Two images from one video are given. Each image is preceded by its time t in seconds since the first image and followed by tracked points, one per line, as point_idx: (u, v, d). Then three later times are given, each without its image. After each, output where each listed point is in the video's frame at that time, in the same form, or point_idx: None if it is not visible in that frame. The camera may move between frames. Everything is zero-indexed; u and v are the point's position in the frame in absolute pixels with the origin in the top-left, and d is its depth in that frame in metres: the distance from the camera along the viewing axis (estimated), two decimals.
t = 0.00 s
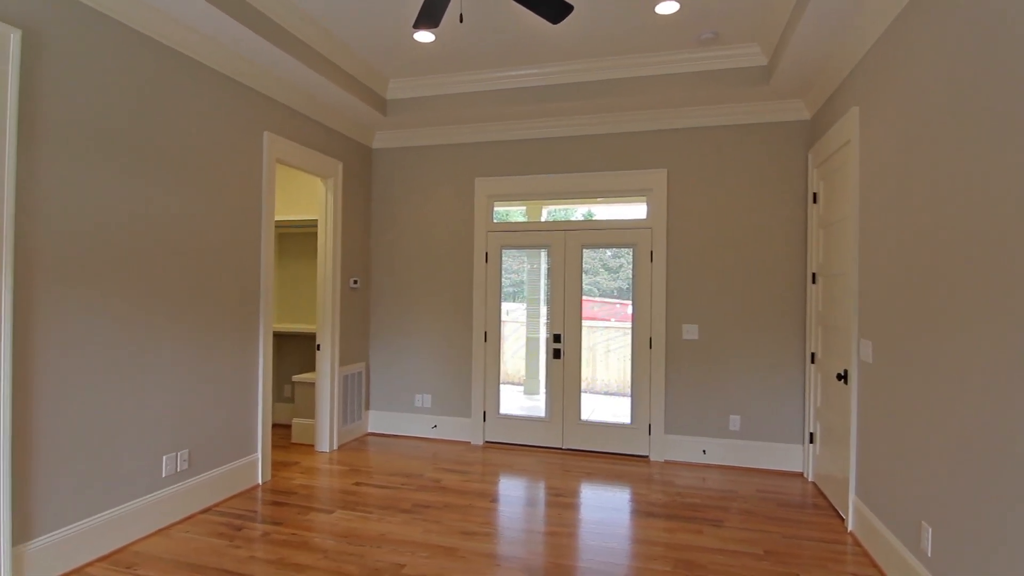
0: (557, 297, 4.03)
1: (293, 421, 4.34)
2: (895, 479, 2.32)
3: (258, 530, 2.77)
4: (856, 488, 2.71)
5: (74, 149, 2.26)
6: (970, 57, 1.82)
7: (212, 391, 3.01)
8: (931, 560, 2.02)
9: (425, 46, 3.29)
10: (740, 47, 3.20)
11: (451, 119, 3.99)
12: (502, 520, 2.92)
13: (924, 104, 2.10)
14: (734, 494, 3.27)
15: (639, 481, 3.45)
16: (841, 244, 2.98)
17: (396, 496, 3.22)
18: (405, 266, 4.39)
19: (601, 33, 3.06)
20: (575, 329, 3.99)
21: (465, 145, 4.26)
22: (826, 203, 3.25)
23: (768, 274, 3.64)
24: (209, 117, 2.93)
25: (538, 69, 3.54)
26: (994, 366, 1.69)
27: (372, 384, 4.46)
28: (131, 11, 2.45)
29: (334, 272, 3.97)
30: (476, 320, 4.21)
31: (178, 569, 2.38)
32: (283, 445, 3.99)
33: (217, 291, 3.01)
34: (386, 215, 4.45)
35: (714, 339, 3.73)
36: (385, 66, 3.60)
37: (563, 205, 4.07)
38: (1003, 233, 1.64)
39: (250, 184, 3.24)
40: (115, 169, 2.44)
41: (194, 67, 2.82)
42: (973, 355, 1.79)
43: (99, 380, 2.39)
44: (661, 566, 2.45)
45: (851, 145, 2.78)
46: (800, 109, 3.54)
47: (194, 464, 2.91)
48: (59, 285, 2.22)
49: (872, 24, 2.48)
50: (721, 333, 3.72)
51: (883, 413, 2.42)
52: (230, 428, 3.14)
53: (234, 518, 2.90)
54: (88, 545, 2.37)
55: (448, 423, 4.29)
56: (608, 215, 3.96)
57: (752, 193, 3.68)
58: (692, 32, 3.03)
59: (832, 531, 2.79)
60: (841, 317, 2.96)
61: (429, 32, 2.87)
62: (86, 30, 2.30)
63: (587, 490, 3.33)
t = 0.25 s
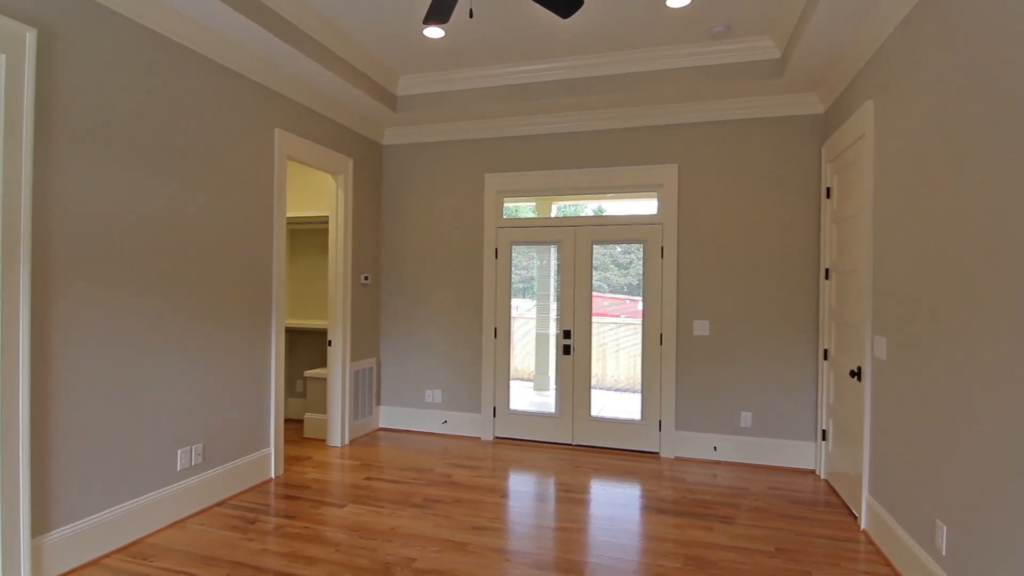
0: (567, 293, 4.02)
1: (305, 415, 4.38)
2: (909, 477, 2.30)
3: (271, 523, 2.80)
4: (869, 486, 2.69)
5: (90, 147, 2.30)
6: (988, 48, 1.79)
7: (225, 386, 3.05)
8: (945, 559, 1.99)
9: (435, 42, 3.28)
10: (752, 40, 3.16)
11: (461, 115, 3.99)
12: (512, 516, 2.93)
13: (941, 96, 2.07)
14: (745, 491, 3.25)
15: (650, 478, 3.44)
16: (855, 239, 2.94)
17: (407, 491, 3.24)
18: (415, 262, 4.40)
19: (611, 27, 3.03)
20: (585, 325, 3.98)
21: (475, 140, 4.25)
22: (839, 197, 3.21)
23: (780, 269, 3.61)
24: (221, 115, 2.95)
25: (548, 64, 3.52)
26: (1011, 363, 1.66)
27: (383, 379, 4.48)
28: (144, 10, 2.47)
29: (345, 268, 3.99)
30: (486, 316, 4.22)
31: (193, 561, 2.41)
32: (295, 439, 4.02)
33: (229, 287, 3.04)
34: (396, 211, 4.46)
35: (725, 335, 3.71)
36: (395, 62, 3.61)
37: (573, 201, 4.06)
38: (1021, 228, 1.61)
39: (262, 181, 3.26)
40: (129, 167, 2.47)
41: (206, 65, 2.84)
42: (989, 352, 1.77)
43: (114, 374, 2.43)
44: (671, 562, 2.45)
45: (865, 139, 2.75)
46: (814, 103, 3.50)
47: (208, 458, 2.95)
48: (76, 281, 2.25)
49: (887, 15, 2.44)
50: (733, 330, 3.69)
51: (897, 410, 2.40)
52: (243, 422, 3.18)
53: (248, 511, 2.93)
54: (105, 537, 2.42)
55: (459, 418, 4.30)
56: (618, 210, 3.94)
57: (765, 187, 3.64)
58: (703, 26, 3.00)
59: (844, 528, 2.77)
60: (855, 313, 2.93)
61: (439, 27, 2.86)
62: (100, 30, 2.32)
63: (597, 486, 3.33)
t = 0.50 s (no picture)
0: (579, 292, 4.01)
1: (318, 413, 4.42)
2: (927, 478, 2.26)
3: (286, 519, 2.83)
4: (887, 487, 2.65)
5: (109, 148, 2.33)
6: (1010, 41, 1.75)
7: (241, 384, 3.08)
8: (964, 561, 1.96)
9: (447, 41, 3.29)
10: (766, 36, 3.13)
11: (473, 114, 3.99)
12: (524, 514, 2.93)
13: (960, 91, 2.03)
14: (759, 491, 3.22)
15: (662, 477, 3.43)
16: (872, 237, 2.90)
17: (419, 489, 3.26)
18: (427, 261, 4.42)
19: (623, 25, 3.02)
20: (597, 324, 3.97)
21: (487, 139, 4.26)
22: (856, 195, 3.17)
23: (795, 268, 3.57)
24: (236, 115, 2.99)
25: (560, 62, 3.51)
26: None
27: (395, 377, 4.51)
28: (161, 13, 2.50)
29: (358, 267, 4.02)
30: (497, 315, 4.22)
31: (210, 556, 2.45)
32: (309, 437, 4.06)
33: (244, 286, 3.07)
34: (408, 210, 4.48)
35: (739, 334, 3.68)
36: (407, 61, 3.62)
37: (585, 200, 4.05)
38: None
39: (277, 181, 3.30)
40: (147, 167, 2.50)
41: (222, 66, 2.87)
42: (1010, 351, 1.73)
43: (133, 372, 2.47)
44: (684, 563, 2.43)
45: (883, 135, 2.71)
46: (830, 99, 3.45)
47: (224, 455, 2.99)
48: (96, 281, 2.29)
49: (905, 10, 2.40)
50: (747, 329, 3.66)
51: (915, 411, 2.36)
52: (258, 419, 3.21)
53: (263, 507, 2.97)
54: (124, 531, 2.46)
55: (470, 417, 4.31)
56: (630, 208, 3.92)
57: (779, 185, 3.60)
58: (716, 22, 2.97)
59: (861, 530, 2.73)
60: (872, 311, 2.89)
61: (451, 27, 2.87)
62: (119, 33, 2.36)
63: (609, 485, 3.32)
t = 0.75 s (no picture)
0: (592, 290, 4.00)
1: (334, 410, 4.46)
2: (947, 479, 2.22)
3: (302, 515, 2.86)
4: (906, 488, 2.61)
5: (129, 149, 2.38)
6: None
7: (258, 381, 3.12)
8: (986, 564, 1.93)
9: (459, 40, 3.29)
10: (782, 32, 3.09)
11: (486, 112, 4.00)
12: (537, 512, 2.93)
13: (983, 85, 1.99)
14: (775, 491, 3.19)
15: (677, 476, 3.41)
16: (892, 234, 2.85)
17: (433, 486, 3.27)
18: (441, 259, 4.44)
19: (636, 21, 3.00)
20: (611, 323, 3.95)
21: (500, 137, 4.26)
22: (875, 191, 3.12)
23: (812, 266, 3.52)
24: (252, 115, 3.02)
25: (573, 59, 3.50)
26: None
27: (409, 375, 4.53)
28: (179, 15, 2.54)
29: (372, 266, 4.04)
30: (511, 313, 4.22)
31: (228, 550, 2.49)
32: (324, 433, 4.10)
33: (261, 284, 3.11)
34: (422, 209, 4.50)
35: (754, 332, 3.64)
36: (420, 60, 3.63)
37: (598, 197, 4.03)
38: None
39: (292, 180, 3.33)
40: (166, 167, 2.54)
41: (238, 67, 2.91)
42: None
43: (153, 368, 2.51)
44: (699, 562, 2.42)
45: (903, 131, 2.66)
46: (848, 94, 3.39)
47: (242, 450, 3.03)
48: (117, 279, 2.34)
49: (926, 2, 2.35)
50: (762, 327, 3.62)
51: (936, 410, 2.32)
52: (275, 416, 3.25)
53: (280, 502, 3.00)
54: (144, 525, 2.50)
55: (484, 415, 4.33)
56: (644, 206, 3.89)
57: (796, 182, 3.56)
58: (731, 18, 2.94)
59: (879, 531, 2.69)
60: (891, 310, 2.84)
61: (464, 25, 2.87)
62: (138, 35, 2.40)
63: (623, 484, 3.31)
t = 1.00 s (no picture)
0: (605, 288, 3.98)
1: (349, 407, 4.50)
2: (968, 480, 2.18)
3: (317, 510, 2.89)
4: (926, 489, 2.56)
5: (149, 149, 2.41)
6: None
7: (275, 377, 3.16)
8: (1008, 567, 1.89)
9: (472, 37, 3.29)
10: (799, 26, 3.05)
11: (499, 110, 4.00)
12: (551, 510, 2.93)
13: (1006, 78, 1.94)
14: (791, 491, 3.15)
15: (691, 475, 3.38)
16: (912, 231, 2.80)
17: (447, 482, 3.29)
18: (454, 257, 4.45)
19: (649, 17, 2.98)
20: (625, 321, 3.94)
21: (513, 135, 4.26)
22: (895, 187, 3.06)
23: (830, 263, 3.47)
24: (269, 115, 3.05)
25: (586, 56, 3.49)
26: None
27: (423, 372, 4.55)
28: (197, 16, 2.57)
29: (386, 263, 4.06)
30: (524, 311, 4.22)
31: (246, 543, 2.52)
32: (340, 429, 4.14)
33: (278, 281, 3.14)
34: (436, 207, 4.52)
35: (771, 331, 3.60)
36: (434, 59, 3.64)
37: (612, 195, 4.01)
38: None
39: (308, 179, 3.35)
40: (185, 166, 2.58)
41: (255, 67, 2.94)
42: None
43: (172, 365, 2.55)
44: (714, 562, 2.40)
45: (923, 125, 2.61)
46: (867, 89, 3.34)
47: (259, 446, 3.06)
48: (138, 277, 2.38)
49: None
50: (779, 325, 3.58)
51: (957, 410, 2.27)
52: (291, 413, 3.29)
53: (296, 497, 3.04)
54: (164, 518, 2.55)
55: (497, 412, 4.33)
56: (659, 203, 3.87)
57: (814, 178, 3.51)
58: (747, 12, 2.91)
59: (898, 533, 2.65)
60: (911, 308, 2.79)
61: (477, 23, 2.86)
62: (157, 37, 2.43)
63: (636, 482, 3.30)
